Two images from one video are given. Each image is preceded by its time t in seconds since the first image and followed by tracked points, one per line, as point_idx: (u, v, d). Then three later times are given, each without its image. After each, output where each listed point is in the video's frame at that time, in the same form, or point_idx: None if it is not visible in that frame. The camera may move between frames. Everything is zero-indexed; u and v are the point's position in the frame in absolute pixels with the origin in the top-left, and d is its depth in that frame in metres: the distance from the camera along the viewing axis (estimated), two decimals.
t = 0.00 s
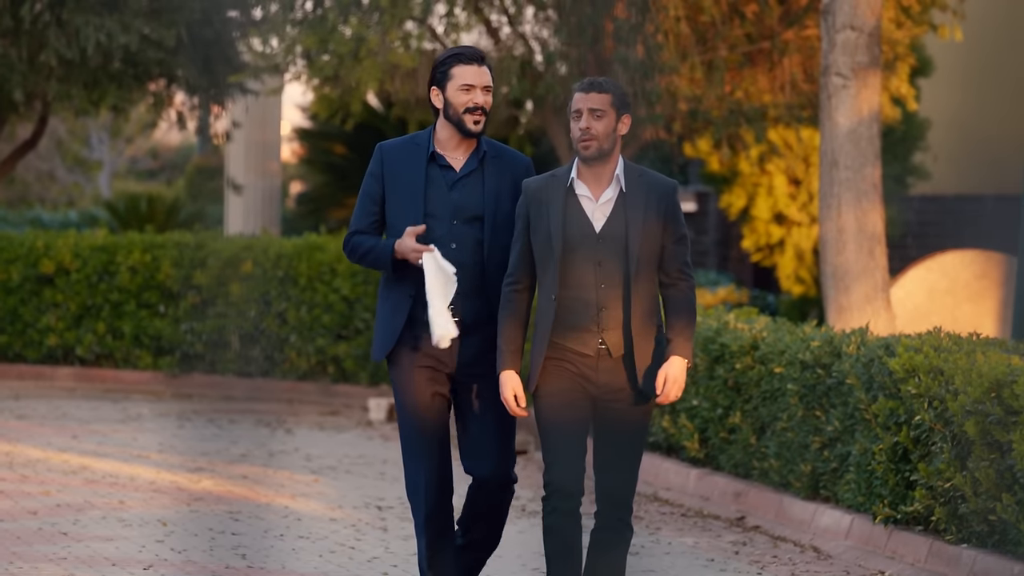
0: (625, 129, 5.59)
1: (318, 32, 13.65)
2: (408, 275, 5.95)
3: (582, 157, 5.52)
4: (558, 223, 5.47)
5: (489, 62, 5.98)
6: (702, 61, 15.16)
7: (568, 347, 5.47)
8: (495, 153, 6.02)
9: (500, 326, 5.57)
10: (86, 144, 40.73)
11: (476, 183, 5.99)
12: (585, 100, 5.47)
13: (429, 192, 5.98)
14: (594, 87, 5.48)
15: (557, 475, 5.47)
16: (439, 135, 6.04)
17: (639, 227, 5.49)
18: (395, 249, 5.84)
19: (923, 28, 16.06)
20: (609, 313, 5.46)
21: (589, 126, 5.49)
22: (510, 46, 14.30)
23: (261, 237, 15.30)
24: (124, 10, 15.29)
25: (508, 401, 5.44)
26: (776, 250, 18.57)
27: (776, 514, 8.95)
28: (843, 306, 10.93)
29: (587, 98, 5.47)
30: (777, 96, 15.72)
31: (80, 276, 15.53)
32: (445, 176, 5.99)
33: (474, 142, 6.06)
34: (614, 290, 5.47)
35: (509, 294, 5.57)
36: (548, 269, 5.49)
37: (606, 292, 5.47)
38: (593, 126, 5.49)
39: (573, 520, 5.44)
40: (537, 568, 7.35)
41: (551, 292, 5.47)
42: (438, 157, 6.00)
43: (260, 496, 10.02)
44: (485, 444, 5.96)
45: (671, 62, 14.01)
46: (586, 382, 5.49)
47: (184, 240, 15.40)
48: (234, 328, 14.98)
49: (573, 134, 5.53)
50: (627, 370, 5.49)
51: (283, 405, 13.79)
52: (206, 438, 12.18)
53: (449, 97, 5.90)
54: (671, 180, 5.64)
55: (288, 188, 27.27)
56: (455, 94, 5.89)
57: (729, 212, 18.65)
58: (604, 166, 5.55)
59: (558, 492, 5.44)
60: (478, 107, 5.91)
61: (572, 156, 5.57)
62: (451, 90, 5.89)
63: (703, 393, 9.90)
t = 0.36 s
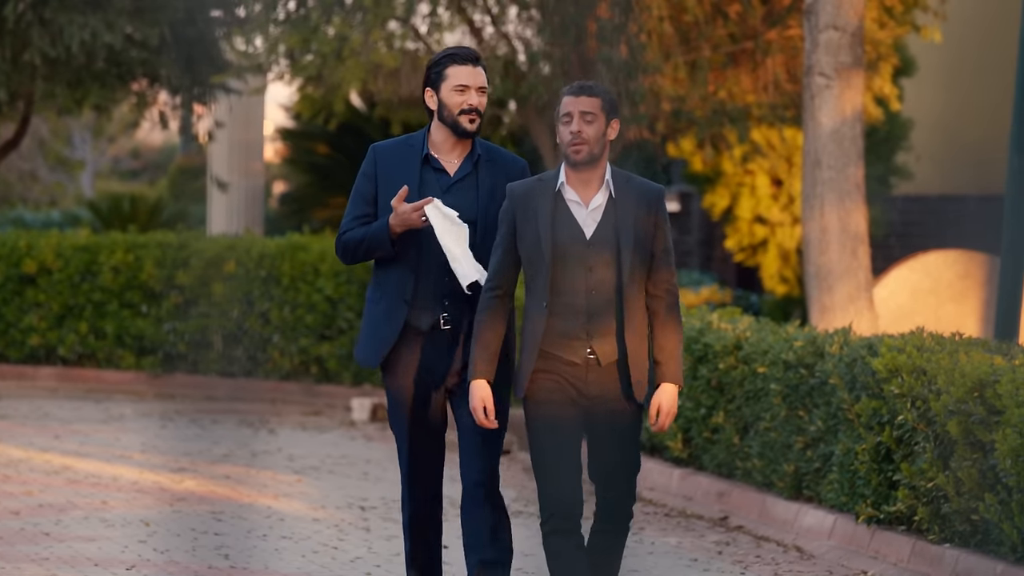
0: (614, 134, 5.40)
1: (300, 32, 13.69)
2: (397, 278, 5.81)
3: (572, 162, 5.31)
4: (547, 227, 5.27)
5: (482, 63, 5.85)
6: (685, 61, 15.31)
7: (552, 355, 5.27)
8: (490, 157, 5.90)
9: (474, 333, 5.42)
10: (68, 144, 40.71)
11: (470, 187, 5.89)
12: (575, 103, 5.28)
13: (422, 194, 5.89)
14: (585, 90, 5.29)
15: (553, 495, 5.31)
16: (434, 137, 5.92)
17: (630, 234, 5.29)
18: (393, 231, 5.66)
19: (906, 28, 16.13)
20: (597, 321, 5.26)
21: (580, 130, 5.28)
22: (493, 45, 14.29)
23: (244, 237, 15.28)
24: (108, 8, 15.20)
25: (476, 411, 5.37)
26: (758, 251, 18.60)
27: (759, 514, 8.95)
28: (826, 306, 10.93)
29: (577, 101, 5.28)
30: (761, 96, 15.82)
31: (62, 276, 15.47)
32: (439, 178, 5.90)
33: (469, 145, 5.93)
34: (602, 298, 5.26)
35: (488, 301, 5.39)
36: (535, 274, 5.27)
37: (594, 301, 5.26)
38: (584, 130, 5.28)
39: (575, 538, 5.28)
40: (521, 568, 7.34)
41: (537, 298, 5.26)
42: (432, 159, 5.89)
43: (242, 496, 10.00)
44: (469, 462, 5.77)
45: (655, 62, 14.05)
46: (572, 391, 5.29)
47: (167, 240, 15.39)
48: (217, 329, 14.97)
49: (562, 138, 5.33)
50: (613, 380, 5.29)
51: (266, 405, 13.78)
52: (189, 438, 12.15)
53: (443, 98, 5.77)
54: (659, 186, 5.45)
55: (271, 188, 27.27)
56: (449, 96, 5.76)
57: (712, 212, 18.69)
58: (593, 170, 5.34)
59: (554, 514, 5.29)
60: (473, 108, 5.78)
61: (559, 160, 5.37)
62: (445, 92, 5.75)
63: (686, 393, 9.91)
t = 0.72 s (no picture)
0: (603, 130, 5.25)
1: (284, 32, 13.65)
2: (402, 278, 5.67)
3: (561, 154, 5.17)
4: (537, 218, 5.16)
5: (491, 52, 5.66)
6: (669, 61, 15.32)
7: (537, 351, 5.14)
8: (499, 146, 5.74)
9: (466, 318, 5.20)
10: (51, 143, 40.70)
11: (480, 179, 5.72)
12: (566, 95, 5.12)
13: (430, 189, 5.72)
14: (576, 83, 5.13)
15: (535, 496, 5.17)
16: (440, 130, 5.75)
17: (617, 229, 5.19)
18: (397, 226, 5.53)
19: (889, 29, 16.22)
20: (582, 317, 5.14)
21: (570, 122, 5.13)
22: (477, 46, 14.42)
23: (227, 237, 15.25)
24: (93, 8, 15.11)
25: (487, 374, 5.04)
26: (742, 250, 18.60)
27: (742, 515, 8.96)
28: (810, 306, 10.96)
29: (567, 94, 5.11)
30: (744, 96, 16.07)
31: (45, 276, 15.41)
32: (447, 172, 5.73)
33: (478, 136, 5.76)
34: (588, 292, 5.15)
35: (471, 292, 5.23)
36: (521, 266, 5.17)
37: (580, 296, 5.14)
38: (575, 122, 5.13)
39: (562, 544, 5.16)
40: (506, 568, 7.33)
41: (525, 291, 5.14)
42: (440, 152, 5.72)
43: (225, 497, 9.98)
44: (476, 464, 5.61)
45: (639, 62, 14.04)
46: (554, 386, 5.15)
47: (150, 240, 15.34)
48: (201, 329, 14.95)
49: (552, 133, 5.17)
50: (597, 376, 5.15)
51: (249, 405, 13.77)
52: (172, 438, 12.13)
53: (448, 90, 5.61)
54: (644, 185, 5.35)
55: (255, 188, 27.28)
56: (454, 88, 5.59)
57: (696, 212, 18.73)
58: (578, 164, 5.21)
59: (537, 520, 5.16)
60: (479, 101, 5.61)
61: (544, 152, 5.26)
62: (449, 84, 5.59)
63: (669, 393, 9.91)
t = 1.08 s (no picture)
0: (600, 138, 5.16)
1: (269, 32, 13.66)
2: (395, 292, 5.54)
3: (555, 162, 5.06)
4: (527, 229, 5.02)
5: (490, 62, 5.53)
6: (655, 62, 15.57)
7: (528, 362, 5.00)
8: (497, 158, 5.61)
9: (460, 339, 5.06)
10: (36, 142, 40.67)
11: (478, 191, 5.60)
12: (562, 101, 5.03)
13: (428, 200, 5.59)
14: (573, 88, 5.05)
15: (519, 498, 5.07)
16: (439, 139, 5.60)
17: (611, 237, 5.03)
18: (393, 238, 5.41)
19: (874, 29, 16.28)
20: (575, 326, 4.98)
21: (566, 128, 5.02)
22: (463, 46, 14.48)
23: (213, 237, 15.24)
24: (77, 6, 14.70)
25: (467, 425, 5.04)
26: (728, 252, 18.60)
27: (728, 515, 8.95)
28: (795, 305, 11.05)
29: (563, 98, 5.03)
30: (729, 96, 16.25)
31: (30, 276, 15.38)
32: (445, 183, 5.60)
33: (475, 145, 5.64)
34: (581, 302, 5.00)
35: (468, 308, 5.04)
36: (511, 276, 5.03)
37: (572, 305, 5.00)
38: (570, 127, 5.02)
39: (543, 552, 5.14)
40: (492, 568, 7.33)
41: (514, 301, 5.00)
42: (438, 162, 5.58)
43: (211, 498, 9.96)
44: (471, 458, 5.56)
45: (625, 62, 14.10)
46: (543, 396, 5.01)
47: (135, 240, 15.30)
48: (186, 330, 14.92)
49: (546, 136, 5.07)
50: (589, 388, 5.00)
51: (235, 406, 13.76)
52: (157, 439, 12.10)
53: (445, 99, 5.47)
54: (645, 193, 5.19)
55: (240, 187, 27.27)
56: (451, 96, 5.46)
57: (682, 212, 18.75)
58: (576, 172, 5.08)
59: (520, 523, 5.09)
60: (477, 110, 5.47)
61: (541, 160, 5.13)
62: (447, 91, 5.45)
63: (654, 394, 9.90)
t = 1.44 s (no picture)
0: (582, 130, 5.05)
1: (257, 33, 13.65)
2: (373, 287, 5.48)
3: (535, 155, 4.98)
4: (507, 229, 4.93)
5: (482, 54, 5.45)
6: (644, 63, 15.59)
7: (511, 361, 4.90)
8: (488, 152, 5.58)
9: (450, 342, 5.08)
10: (25, 145, 40.70)
11: (466, 185, 5.55)
12: (542, 93, 4.94)
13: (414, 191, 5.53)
14: (554, 79, 4.95)
15: (502, 495, 4.93)
16: (429, 129, 5.56)
17: (592, 232, 4.92)
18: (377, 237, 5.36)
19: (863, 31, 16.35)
20: (560, 326, 4.87)
21: (545, 120, 4.94)
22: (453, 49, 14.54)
23: (202, 237, 15.22)
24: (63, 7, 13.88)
25: (452, 419, 5.02)
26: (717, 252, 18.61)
27: (717, 516, 8.95)
28: (784, 307, 11.10)
29: (543, 90, 4.94)
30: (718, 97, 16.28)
31: (19, 276, 15.36)
32: (433, 174, 5.54)
33: (465, 138, 5.60)
34: (565, 299, 4.88)
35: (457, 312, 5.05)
36: (494, 277, 4.94)
37: (555, 303, 4.88)
38: (550, 119, 4.94)
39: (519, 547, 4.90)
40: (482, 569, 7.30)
41: (494, 302, 4.91)
42: (427, 153, 5.54)
43: (200, 499, 9.94)
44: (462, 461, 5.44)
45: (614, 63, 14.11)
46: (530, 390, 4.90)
47: (124, 241, 15.29)
48: (175, 331, 14.90)
49: (528, 127, 4.99)
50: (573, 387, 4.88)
51: (224, 407, 13.74)
52: (146, 440, 12.09)
53: (432, 86, 5.41)
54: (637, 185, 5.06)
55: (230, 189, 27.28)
56: (437, 84, 5.39)
57: (672, 213, 18.77)
58: (560, 167, 5.00)
59: (503, 517, 4.91)
60: (462, 100, 5.42)
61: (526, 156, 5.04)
62: (432, 81, 5.39)
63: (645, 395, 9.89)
